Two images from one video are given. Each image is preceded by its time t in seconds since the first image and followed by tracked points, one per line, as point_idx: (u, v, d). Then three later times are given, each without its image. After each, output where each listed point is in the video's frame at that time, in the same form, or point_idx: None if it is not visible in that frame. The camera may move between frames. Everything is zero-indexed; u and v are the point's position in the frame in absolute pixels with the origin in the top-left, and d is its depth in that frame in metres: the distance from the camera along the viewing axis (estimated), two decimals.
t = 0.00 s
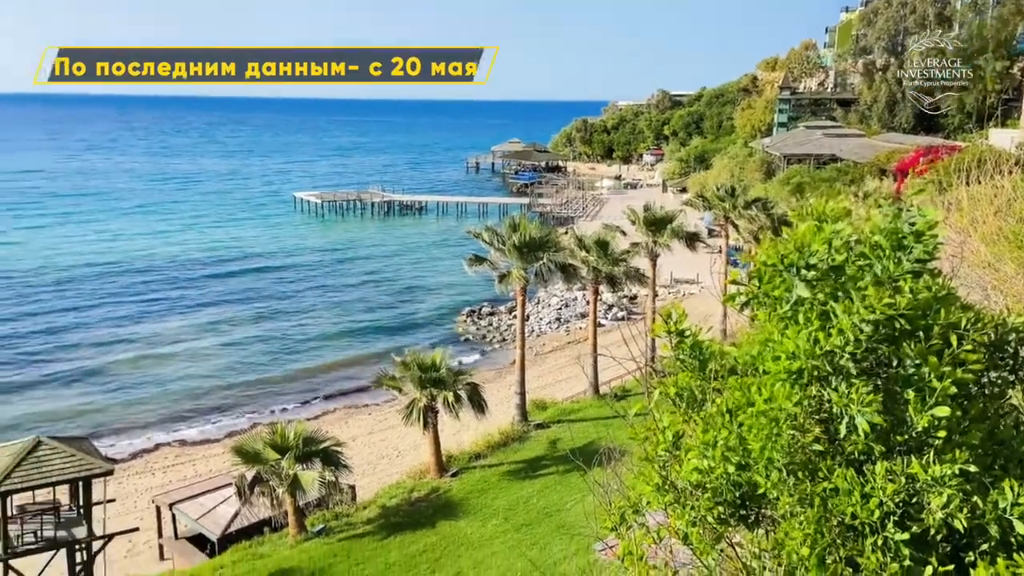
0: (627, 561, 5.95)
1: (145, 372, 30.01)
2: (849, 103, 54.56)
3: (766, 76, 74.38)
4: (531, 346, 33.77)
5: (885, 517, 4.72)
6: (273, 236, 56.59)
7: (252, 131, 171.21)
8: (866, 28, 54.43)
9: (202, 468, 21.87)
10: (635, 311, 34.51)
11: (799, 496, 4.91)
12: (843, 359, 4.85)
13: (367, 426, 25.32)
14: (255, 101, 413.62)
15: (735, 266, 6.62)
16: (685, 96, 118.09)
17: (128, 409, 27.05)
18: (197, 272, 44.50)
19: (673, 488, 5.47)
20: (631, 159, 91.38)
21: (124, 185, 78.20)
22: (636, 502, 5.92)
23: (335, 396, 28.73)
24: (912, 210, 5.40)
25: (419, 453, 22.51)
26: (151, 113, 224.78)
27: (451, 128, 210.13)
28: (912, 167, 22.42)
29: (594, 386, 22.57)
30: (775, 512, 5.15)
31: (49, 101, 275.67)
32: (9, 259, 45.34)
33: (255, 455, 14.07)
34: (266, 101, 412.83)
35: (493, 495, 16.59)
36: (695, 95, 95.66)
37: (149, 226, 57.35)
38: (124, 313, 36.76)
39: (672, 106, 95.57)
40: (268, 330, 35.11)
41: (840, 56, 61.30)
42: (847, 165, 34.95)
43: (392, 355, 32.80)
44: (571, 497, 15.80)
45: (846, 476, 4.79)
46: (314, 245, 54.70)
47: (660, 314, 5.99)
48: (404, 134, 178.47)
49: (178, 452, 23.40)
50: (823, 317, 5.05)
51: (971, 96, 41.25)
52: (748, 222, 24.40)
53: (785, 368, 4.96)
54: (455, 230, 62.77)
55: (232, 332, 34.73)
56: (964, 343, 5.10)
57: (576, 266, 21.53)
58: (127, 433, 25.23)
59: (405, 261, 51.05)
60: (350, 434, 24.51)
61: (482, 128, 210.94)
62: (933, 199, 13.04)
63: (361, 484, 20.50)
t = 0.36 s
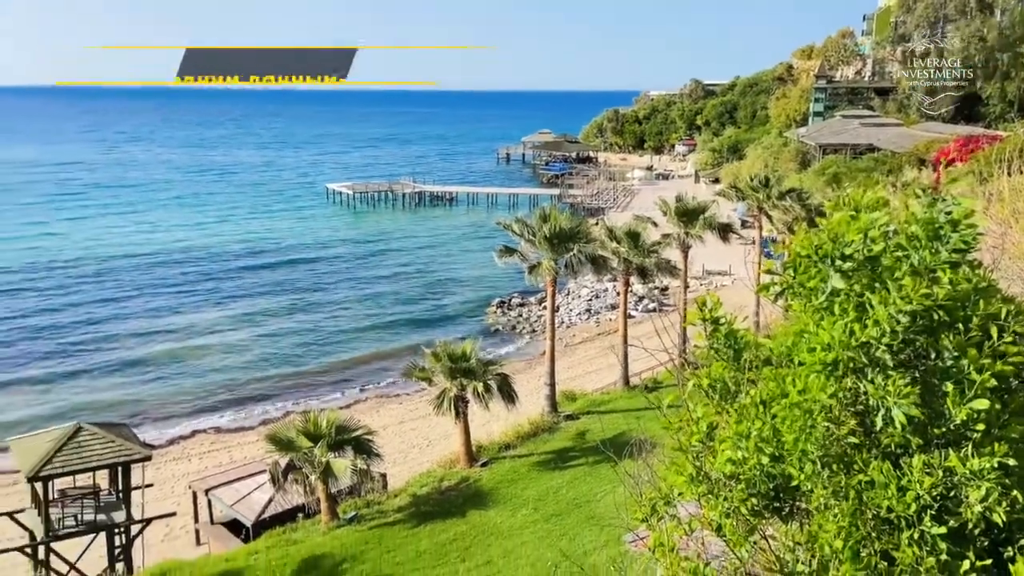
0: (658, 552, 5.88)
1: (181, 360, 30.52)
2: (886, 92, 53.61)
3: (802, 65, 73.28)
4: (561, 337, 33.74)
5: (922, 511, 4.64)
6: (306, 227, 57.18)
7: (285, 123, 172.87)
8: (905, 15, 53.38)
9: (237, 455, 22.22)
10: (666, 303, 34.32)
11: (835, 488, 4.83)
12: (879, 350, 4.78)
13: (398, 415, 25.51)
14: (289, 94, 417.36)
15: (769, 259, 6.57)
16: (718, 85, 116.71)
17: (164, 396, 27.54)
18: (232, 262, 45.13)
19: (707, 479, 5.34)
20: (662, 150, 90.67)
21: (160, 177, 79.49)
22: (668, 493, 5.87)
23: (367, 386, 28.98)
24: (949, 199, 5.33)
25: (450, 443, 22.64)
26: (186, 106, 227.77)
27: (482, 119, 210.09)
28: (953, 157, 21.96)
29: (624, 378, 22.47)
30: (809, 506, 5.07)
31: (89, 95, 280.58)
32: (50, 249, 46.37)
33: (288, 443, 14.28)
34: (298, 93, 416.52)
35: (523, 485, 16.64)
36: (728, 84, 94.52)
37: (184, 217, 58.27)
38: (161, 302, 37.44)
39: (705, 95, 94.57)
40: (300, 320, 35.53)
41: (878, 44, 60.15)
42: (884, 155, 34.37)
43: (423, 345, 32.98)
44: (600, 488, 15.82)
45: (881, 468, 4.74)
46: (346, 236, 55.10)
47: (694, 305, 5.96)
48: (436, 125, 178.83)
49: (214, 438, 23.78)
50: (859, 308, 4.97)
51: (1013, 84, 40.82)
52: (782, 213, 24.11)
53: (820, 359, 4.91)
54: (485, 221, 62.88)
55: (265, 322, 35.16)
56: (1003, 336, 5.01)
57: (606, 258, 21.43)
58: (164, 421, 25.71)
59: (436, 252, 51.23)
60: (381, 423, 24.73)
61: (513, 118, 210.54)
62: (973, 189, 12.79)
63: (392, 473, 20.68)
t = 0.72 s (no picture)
0: (692, 544, 5.82)
1: (218, 349, 31.01)
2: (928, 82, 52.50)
3: (841, 54, 72.00)
4: (594, 330, 33.62)
5: (966, 506, 4.55)
6: (340, 219, 57.69)
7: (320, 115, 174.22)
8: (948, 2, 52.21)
9: (273, 443, 22.54)
10: (700, 295, 34.05)
11: (875, 482, 4.75)
12: (925, 343, 4.70)
13: (431, 406, 25.66)
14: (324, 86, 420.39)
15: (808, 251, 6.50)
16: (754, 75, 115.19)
17: (202, 385, 27.99)
18: (268, 254, 45.70)
19: (744, 473, 5.28)
20: (697, 141, 89.79)
21: (198, 169, 80.70)
22: (703, 486, 5.79)
23: (399, 377, 29.18)
24: (999, 190, 5.23)
25: (482, 434, 22.73)
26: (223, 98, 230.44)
27: (515, 110, 209.66)
28: (997, 147, 21.49)
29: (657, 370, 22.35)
30: (849, 500, 4.99)
31: (129, 89, 285.47)
32: (92, 240, 47.35)
33: (323, 432, 14.45)
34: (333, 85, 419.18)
35: (554, 477, 16.64)
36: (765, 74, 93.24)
37: (222, 208, 59.11)
38: (199, 292, 38.06)
39: (741, 86, 93.39)
40: (335, 311, 35.89)
41: (920, 32, 58.89)
42: (925, 145, 33.72)
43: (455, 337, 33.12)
44: (633, 481, 15.80)
45: (924, 462, 4.65)
46: (380, 227, 55.46)
47: (731, 297, 5.90)
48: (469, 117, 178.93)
49: (250, 427, 24.13)
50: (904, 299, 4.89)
51: None
52: (819, 205, 23.76)
53: (862, 351, 4.85)
54: (518, 213, 62.87)
55: (300, 313, 35.55)
56: None
57: (640, 250, 21.29)
58: (203, 409, 26.15)
59: (469, 244, 51.29)
60: (414, 414, 24.89)
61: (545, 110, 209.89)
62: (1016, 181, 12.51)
63: (425, 463, 20.83)
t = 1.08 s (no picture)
0: (730, 539, 5.75)
1: (257, 338, 31.48)
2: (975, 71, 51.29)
3: (885, 43, 70.56)
4: (628, 323, 33.46)
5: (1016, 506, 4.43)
6: (376, 210, 58.14)
7: (356, 107, 175.36)
8: None
9: (309, 432, 22.80)
10: (736, 289, 33.73)
11: (920, 481, 4.65)
12: (975, 340, 4.59)
13: (464, 397, 25.76)
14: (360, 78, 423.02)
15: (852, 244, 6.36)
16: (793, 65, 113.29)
17: (240, 375, 28.40)
18: (305, 245, 46.23)
19: (785, 470, 5.15)
20: (735, 132, 88.73)
21: (238, 161, 81.84)
22: (741, 481, 5.70)
23: (433, 367, 29.33)
24: None
25: (516, 426, 22.79)
26: (262, 91, 233.03)
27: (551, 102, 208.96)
28: None
29: (693, 364, 22.18)
30: (892, 498, 4.88)
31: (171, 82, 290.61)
32: (136, 231, 48.32)
33: (359, 421, 14.59)
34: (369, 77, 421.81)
35: (588, 470, 16.60)
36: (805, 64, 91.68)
37: (260, 200, 59.92)
38: (239, 283, 38.66)
39: (781, 76, 92.12)
40: (371, 302, 36.20)
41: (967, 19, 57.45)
42: (971, 137, 32.95)
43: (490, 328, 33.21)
44: (668, 476, 15.75)
45: (973, 461, 4.54)
46: (415, 219, 55.81)
47: (772, 293, 5.80)
48: (503, 109, 178.84)
49: (288, 415, 24.46)
50: (953, 296, 4.79)
51: None
52: (861, 197, 23.29)
53: (908, 348, 4.75)
54: (552, 205, 62.80)
55: (336, 304, 35.86)
56: None
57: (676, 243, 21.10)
58: (242, 397, 26.60)
59: (503, 236, 51.30)
60: (448, 405, 25.01)
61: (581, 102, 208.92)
62: None
63: (459, 453, 20.93)
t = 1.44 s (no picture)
0: (766, 537, 5.68)
1: (295, 330, 31.94)
2: None
3: (932, 34, 68.89)
4: (663, 317, 33.21)
5: None
6: (413, 203, 58.48)
7: (394, 100, 176.15)
8: None
9: (346, 422, 23.05)
10: (775, 284, 33.31)
11: (965, 482, 4.56)
12: None
13: (499, 390, 25.83)
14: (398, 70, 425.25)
15: (897, 241, 6.25)
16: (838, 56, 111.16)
17: (279, 365, 28.79)
18: (343, 238, 46.73)
19: (825, 468, 5.07)
20: (776, 125, 87.43)
21: (278, 154, 82.97)
22: (780, 478, 5.62)
23: (468, 360, 29.46)
24: None
25: (550, 419, 22.81)
26: (302, 85, 235.94)
27: (589, 95, 207.83)
28: None
29: (730, 360, 21.99)
30: (936, 498, 4.79)
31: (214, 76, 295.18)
32: (179, 223, 49.28)
33: (395, 412, 14.74)
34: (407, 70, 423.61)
35: (623, 464, 16.56)
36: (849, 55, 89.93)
37: (299, 193, 60.67)
38: (278, 275, 39.23)
39: (824, 68, 90.54)
40: (407, 294, 36.49)
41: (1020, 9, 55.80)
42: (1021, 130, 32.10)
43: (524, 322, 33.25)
44: (704, 472, 15.66)
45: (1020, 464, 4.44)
46: (452, 212, 56.04)
47: (815, 289, 5.72)
48: (541, 102, 178.39)
49: (325, 405, 24.77)
50: (1003, 293, 4.70)
51: None
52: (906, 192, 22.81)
53: (955, 347, 4.67)
54: (589, 199, 62.62)
55: (372, 296, 36.15)
56: None
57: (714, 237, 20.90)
58: (280, 387, 27.01)
59: (539, 230, 51.21)
60: (483, 397, 25.11)
61: (618, 94, 207.42)
62: None
63: (493, 446, 21.03)
